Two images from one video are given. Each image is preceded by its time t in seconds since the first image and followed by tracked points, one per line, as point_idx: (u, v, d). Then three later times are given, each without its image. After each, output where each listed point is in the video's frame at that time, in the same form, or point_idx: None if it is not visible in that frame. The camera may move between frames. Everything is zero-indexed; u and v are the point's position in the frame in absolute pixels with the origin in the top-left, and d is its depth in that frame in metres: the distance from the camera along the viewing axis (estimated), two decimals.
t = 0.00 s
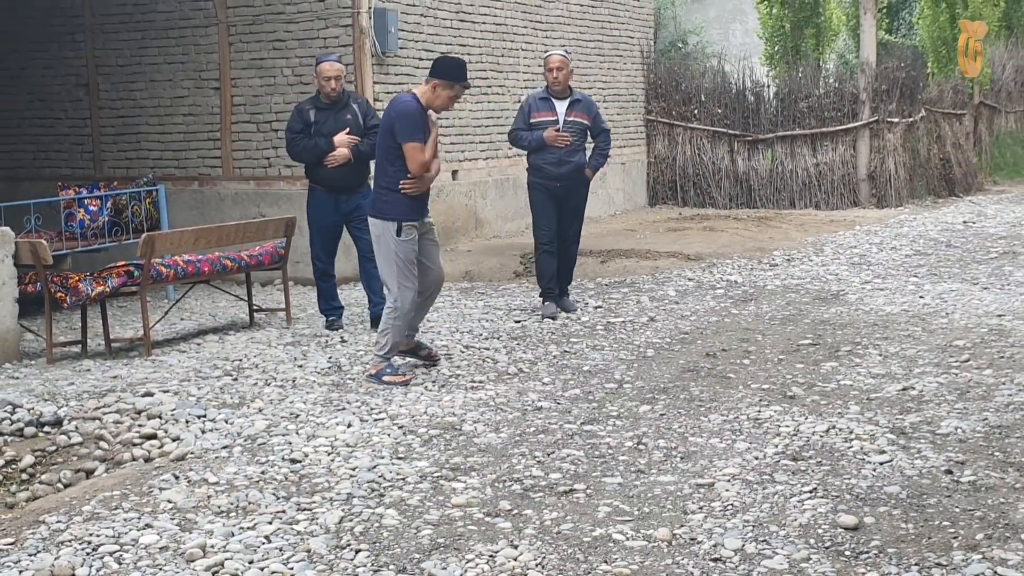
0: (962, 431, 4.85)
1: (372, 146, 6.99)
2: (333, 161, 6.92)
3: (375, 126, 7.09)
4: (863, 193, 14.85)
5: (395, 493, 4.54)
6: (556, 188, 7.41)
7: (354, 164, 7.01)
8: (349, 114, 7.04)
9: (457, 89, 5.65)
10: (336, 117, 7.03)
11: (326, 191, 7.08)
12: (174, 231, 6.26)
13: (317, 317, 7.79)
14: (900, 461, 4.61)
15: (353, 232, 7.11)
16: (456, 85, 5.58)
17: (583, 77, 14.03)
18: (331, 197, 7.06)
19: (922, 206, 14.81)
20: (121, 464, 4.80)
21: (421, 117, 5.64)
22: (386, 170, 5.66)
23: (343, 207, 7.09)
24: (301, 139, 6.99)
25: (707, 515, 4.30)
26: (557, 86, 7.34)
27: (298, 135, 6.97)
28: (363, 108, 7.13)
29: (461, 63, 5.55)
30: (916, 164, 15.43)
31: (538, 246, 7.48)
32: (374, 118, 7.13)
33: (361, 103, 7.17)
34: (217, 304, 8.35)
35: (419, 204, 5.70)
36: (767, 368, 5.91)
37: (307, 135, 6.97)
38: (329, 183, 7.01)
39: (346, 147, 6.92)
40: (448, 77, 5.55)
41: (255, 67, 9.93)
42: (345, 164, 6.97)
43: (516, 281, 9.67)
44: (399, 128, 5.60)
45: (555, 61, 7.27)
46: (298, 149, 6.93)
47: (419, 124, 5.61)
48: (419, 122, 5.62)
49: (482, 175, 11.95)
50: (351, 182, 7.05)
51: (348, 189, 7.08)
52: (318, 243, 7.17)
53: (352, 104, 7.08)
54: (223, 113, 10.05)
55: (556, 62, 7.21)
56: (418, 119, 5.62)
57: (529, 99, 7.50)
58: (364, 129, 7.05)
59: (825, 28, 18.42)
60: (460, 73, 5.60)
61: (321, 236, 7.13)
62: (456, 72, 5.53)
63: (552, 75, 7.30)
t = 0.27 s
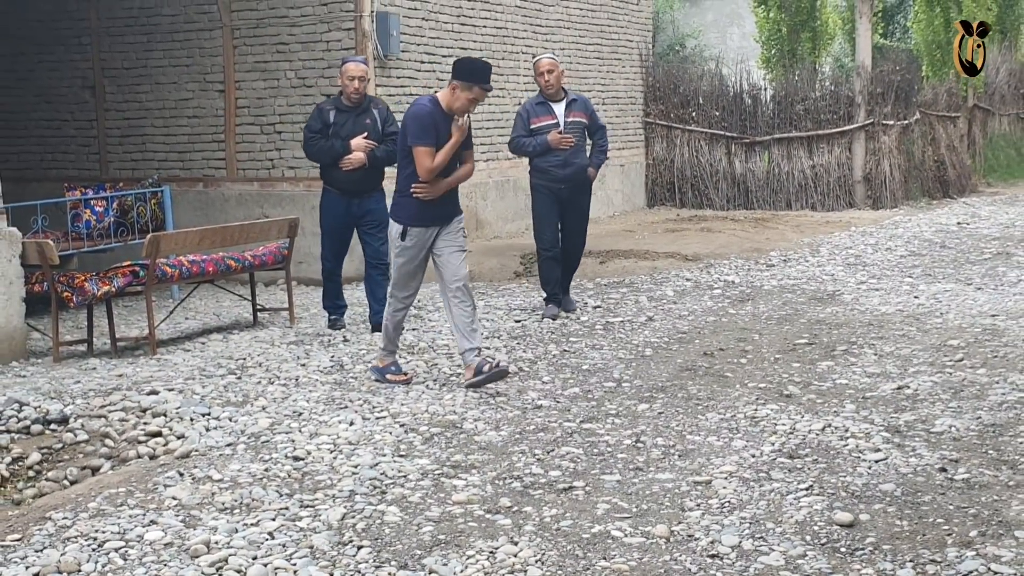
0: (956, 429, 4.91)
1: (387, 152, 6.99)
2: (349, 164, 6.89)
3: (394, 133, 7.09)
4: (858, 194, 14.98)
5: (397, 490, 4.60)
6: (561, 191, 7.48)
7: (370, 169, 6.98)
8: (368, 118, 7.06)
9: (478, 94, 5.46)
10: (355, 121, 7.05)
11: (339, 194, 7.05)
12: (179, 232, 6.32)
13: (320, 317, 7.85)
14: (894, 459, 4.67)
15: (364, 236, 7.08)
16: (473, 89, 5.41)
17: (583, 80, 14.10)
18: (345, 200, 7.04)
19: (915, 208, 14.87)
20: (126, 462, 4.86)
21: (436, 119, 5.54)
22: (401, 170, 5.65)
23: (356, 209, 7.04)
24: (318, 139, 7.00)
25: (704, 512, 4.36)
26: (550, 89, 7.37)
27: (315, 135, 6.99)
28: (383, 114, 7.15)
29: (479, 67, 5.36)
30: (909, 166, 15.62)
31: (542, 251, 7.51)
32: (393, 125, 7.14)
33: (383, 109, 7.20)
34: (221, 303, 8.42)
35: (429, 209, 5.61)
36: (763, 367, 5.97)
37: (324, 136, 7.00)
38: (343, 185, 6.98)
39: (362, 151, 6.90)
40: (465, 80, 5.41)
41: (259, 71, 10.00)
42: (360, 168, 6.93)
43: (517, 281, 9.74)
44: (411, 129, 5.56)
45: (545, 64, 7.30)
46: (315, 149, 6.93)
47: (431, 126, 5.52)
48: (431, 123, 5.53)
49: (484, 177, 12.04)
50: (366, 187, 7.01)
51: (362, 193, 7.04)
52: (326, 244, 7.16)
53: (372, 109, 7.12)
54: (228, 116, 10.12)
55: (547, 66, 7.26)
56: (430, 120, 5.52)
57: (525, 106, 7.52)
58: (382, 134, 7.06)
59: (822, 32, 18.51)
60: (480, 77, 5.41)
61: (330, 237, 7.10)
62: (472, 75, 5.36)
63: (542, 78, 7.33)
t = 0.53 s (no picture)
0: (950, 428, 4.99)
1: (405, 155, 6.99)
2: (368, 165, 6.88)
3: (413, 137, 7.12)
4: (854, 197, 15.14)
5: (399, 488, 4.67)
6: (564, 192, 7.52)
7: (388, 170, 6.99)
8: (389, 121, 7.04)
9: (514, 95, 5.27)
10: (376, 122, 7.01)
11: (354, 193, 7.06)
12: (185, 234, 6.40)
13: (324, 316, 7.92)
14: (889, 457, 4.74)
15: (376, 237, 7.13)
16: (508, 88, 5.22)
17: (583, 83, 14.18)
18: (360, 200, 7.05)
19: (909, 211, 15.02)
20: (132, 459, 4.93)
21: (468, 116, 5.41)
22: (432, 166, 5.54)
23: (371, 211, 7.08)
24: (338, 137, 6.93)
25: (702, 509, 4.43)
26: (551, 90, 7.42)
27: (336, 133, 6.92)
28: (404, 118, 7.12)
29: (515, 67, 5.15)
30: (905, 168, 15.70)
31: (542, 255, 7.59)
32: (411, 129, 7.15)
33: (406, 113, 7.15)
34: (227, 304, 8.49)
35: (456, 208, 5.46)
36: (760, 367, 6.04)
37: (344, 135, 6.93)
38: (359, 186, 6.98)
39: (382, 153, 6.89)
40: (501, 78, 5.23)
41: (264, 74, 10.07)
42: (379, 169, 6.93)
43: (518, 282, 9.82)
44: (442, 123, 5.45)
45: (546, 66, 7.33)
46: (335, 147, 6.88)
47: (461, 122, 5.38)
48: (461, 119, 5.39)
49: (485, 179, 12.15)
50: (382, 188, 7.04)
51: (377, 195, 7.07)
52: (342, 241, 7.11)
53: (393, 111, 7.08)
54: (234, 119, 10.20)
55: (551, 67, 7.27)
56: (461, 116, 5.39)
57: (525, 108, 7.57)
58: (401, 137, 7.06)
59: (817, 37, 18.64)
60: (518, 77, 5.20)
61: (346, 236, 7.10)
62: (506, 73, 5.17)
63: (544, 80, 7.36)
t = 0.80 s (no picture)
0: (934, 423, 5.15)
1: (417, 160, 7.15)
2: (379, 169, 7.01)
3: (425, 144, 7.25)
4: (842, 200, 15.53)
5: (403, 481, 4.83)
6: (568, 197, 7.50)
7: (399, 174, 7.13)
8: (402, 127, 7.17)
9: (533, 88, 5.33)
10: (390, 127, 7.15)
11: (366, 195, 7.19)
12: (199, 235, 6.54)
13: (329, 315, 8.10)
14: (875, 450, 4.91)
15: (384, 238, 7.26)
16: (525, 82, 5.29)
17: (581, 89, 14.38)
18: (371, 202, 7.17)
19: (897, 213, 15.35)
20: (145, 453, 5.10)
21: (492, 118, 5.49)
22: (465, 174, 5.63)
23: (380, 213, 7.19)
24: (352, 139, 7.07)
25: (694, 501, 4.60)
26: (564, 98, 7.55)
27: (350, 135, 7.07)
28: (416, 124, 7.26)
29: (531, 59, 5.22)
30: (891, 169, 16.07)
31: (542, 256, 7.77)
32: (422, 136, 7.28)
33: (418, 119, 7.30)
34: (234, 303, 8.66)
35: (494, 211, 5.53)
36: (750, 364, 6.19)
37: (358, 138, 7.08)
38: (371, 189, 7.11)
39: (394, 157, 7.02)
40: (518, 75, 5.29)
41: (272, 80, 10.24)
42: (390, 174, 7.05)
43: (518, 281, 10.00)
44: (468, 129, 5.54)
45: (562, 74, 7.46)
46: (349, 149, 7.02)
47: (487, 126, 5.47)
48: (487, 121, 5.48)
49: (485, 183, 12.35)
50: (392, 191, 7.16)
51: (388, 198, 7.19)
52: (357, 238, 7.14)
53: (406, 117, 7.22)
54: (242, 124, 10.37)
55: (564, 74, 7.40)
56: (485, 118, 5.47)
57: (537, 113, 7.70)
58: (413, 143, 7.20)
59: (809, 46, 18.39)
60: (535, 70, 5.27)
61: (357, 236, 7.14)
62: (522, 68, 5.24)
63: (559, 88, 7.52)
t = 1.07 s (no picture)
0: (918, 418, 5.32)
1: (424, 165, 7.32)
2: (388, 175, 7.15)
3: (429, 149, 7.42)
4: (829, 203, 15.63)
5: (405, 474, 5.01)
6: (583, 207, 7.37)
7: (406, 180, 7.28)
8: (407, 133, 7.34)
9: (556, 92, 5.21)
10: (396, 133, 7.31)
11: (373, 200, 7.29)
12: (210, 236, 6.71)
13: (334, 314, 8.28)
14: (861, 444, 5.08)
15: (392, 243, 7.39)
16: (547, 86, 5.17)
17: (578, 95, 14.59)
18: (380, 207, 7.27)
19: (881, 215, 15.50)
20: (157, 446, 5.27)
21: (519, 126, 5.35)
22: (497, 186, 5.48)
23: (389, 217, 7.30)
24: (360, 147, 7.20)
25: (686, 493, 4.77)
26: (592, 107, 7.31)
27: (357, 142, 7.19)
28: (420, 130, 7.43)
29: (550, 61, 5.09)
30: (877, 173, 16.20)
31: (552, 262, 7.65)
32: (427, 142, 7.45)
33: (421, 124, 7.47)
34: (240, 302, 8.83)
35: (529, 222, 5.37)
36: (740, 361, 6.36)
37: (366, 145, 7.21)
38: (381, 195, 7.21)
39: (402, 164, 7.17)
40: (540, 78, 5.18)
41: (279, 87, 10.42)
42: (399, 180, 7.19)
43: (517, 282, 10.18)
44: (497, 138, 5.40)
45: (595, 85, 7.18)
46: (356, 156, 7.15)
47: (515, 134, 5.33)
48: (515, 129, 5.34)
49: (485, 186, 12.56)
50: (401, 197, 7.29)
51: (397, 204, 7.32)
52: (369, 239, 7.23)
53: (411, 124, 7.39)
54: (251, 130, 10.56)
55: (597, 87, 7.13)
56: (513, 126, 5.34)
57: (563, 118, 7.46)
58: (419, 149, 7.37)
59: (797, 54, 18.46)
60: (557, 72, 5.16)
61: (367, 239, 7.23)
62: (543, 70, 5.12)
63: (592, 99, 7.24)
